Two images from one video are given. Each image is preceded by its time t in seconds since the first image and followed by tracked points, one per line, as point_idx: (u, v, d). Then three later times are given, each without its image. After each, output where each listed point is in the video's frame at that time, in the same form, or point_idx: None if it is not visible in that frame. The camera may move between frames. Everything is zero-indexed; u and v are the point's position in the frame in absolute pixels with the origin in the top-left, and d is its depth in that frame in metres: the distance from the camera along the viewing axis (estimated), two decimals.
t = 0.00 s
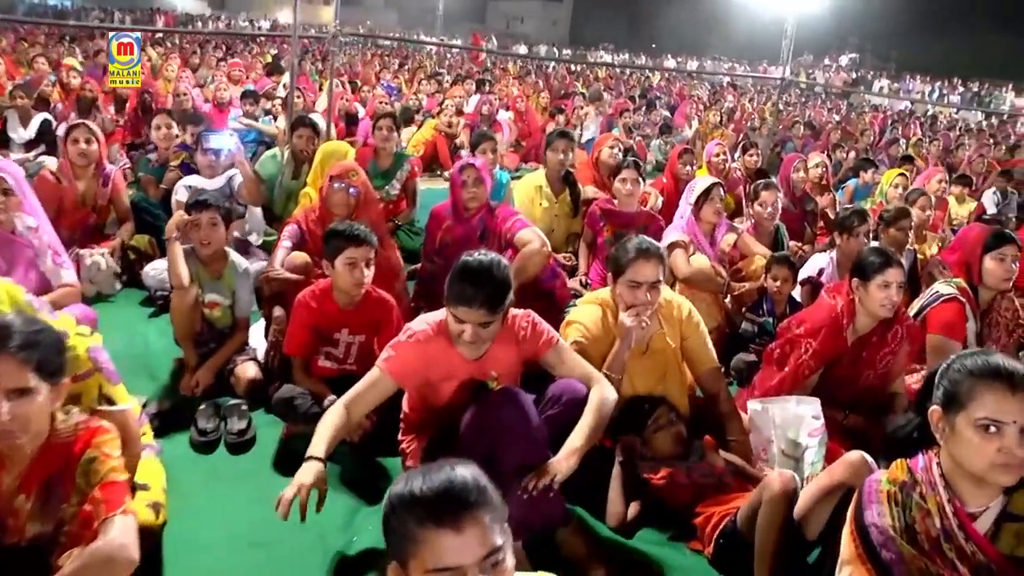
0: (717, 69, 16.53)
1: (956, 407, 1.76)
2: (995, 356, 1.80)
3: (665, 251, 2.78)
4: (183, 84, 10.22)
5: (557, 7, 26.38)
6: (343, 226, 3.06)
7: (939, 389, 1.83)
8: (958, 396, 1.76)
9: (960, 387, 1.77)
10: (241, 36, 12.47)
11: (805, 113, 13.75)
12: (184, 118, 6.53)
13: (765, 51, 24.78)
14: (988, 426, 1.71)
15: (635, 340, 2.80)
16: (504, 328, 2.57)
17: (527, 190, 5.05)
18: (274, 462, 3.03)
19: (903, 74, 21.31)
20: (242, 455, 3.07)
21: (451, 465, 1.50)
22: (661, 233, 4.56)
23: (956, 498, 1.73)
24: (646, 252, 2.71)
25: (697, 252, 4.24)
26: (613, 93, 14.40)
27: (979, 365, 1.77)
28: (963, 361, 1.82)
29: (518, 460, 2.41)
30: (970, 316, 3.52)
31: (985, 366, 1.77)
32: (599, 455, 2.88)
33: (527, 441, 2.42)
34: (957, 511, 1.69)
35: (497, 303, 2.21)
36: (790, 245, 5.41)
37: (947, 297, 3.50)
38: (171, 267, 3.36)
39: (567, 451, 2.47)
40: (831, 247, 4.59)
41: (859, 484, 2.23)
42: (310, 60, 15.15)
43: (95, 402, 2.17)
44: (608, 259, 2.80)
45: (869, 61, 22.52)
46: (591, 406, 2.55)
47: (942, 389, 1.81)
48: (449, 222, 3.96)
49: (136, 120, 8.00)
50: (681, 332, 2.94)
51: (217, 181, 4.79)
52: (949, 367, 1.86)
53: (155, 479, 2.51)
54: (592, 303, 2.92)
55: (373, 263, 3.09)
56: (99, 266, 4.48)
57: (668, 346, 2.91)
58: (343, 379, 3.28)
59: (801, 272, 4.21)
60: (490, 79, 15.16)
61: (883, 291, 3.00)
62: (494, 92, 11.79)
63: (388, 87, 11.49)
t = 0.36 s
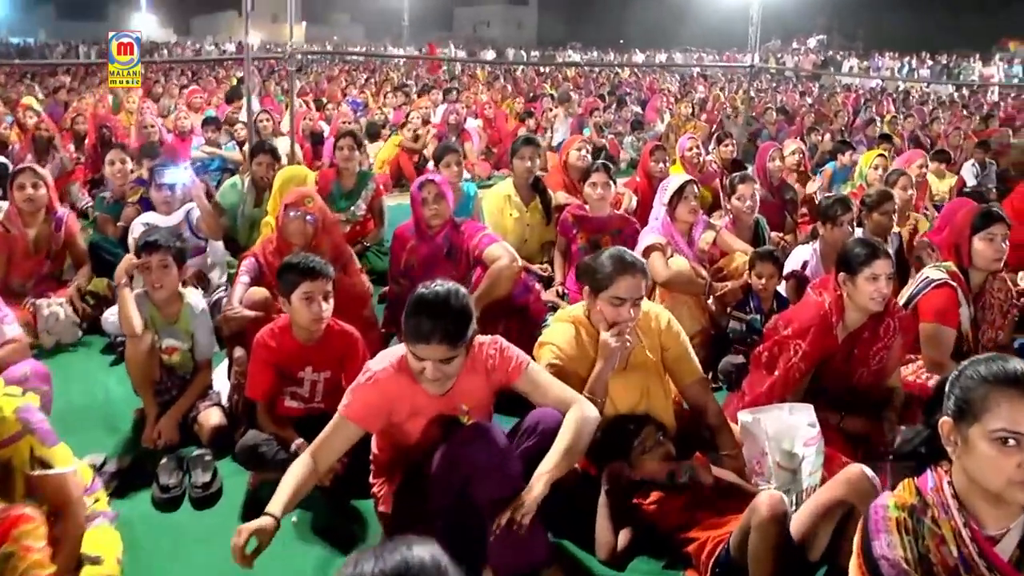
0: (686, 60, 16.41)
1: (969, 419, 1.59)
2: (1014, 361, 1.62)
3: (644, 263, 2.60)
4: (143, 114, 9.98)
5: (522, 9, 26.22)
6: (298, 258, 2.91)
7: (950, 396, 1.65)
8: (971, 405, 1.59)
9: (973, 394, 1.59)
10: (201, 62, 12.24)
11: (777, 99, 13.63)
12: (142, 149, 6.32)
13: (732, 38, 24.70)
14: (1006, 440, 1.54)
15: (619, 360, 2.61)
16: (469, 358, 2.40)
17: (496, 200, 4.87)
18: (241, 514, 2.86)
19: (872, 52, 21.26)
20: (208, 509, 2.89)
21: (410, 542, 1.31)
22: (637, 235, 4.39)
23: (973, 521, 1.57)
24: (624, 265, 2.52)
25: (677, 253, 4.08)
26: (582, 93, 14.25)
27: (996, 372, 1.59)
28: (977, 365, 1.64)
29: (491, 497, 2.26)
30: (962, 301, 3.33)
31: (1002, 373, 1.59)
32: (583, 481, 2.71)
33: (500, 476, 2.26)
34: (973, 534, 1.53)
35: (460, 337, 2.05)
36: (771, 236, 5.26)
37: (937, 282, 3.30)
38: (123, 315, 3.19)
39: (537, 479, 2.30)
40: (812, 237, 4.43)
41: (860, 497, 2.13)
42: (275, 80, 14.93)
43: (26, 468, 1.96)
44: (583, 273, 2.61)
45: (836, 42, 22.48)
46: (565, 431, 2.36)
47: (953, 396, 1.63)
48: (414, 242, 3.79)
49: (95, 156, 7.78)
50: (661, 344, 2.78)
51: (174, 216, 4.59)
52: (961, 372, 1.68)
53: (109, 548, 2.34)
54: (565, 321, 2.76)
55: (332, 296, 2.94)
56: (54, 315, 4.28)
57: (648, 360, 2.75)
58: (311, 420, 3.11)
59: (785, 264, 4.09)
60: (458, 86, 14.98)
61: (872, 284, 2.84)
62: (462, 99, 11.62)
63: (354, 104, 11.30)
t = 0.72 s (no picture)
0: (666, 63, 16.27)
1: (980, 463, 1.48)
2: None
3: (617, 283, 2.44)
4: (113, 129, 9.75)
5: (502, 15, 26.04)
6: (254, 286, 2.76)
7: (959, 435, 1.55)
8: (982, 447, 1.48)
9: (986, 435, 1.48)
10: (173, 75, 12.01)
11: (758, 101, 13.50)
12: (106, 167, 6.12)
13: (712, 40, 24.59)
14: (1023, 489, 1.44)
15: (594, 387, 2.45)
16: (428, 392, 2.27)
17: (469, 214, 4.71)
18: (198, 559, 2.69)
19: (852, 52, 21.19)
20: (161, 555, 2.71)
21: None
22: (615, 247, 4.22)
23: (984, 572, 1.49)
24: (597, 286, 2.36)
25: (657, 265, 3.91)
26: (561, 99, 14.08)
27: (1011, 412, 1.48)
28: (987, 401, 1.54)
29: (457, 543, 2.12)
30: (955, 312, 3.17)
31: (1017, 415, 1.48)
32: (558, 519, 2.54)
33: (465, 519, 2.13)
34: None
35: (411, 375, 1.96)
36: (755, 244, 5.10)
37: (927, 293, 3.13)
38: (71, 349, 3.00)
39: (503, 523, 2.15)
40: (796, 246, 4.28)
41: (856, 534, 2.05)
42: (250, 93, 14.70)
43: None
44: (552, 295, 2.45)
45: (816, 43, 22.41)
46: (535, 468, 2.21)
47: (963, 435, 1.53)
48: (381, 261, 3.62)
49: (60, 174, 7.56)
50: (639, 368, 2.62)
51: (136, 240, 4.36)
52: (974, 407, 1.58)
53: None
54: (535, 346, 2.59)
55: (288, 325, 2.78)
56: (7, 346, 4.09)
57: (626, 385, 2.60)
58: (272, 455, 2.93)
59: (769, 276, 3.92)
60: (436, 94, 14.78)
61: (862, 299, 2.69)
62: (440, 108, 11.44)
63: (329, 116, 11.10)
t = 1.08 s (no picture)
0: (650, 67, 16.15)
1: (987, 517, 1.44)
2: None
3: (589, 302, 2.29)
4: (85, 135, 9.54)
5: (487, 19, 25.92)
6: (206, 305, 2.60)
7: (965, 484, 1.50)
8: (993, 497, 1.42)
9: (995, 484, 1.43)
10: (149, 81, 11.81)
11: (743, 105, 13.38)
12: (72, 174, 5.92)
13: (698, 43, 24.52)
14: None
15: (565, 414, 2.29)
16: (384, 422, 2.12)
17: (443, 222, 4.54)
18: None
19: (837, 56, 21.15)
20: None
21: None
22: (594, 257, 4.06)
23: None
24: (566, 306, 2.21)
25: (639, 276, 3.75)
26: (544, 104, 13.93)
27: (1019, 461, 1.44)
28: (994, 450, 1.49)
29: None
30: (948, 326, 3.00)
31: None
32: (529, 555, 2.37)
33: (423, 558, 1.98)
34: None
35: (350, 405, 1.89)
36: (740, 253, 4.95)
37: (919, 307, 2.96)
38: (11, 372, 2.81)
39: (465, 566, 1.98)
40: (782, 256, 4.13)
41: None
42: (229, 99, 14.49)
43: None
44: (520, 316, 2.29)
45: (800, 46, 22.36)
46: (499, 501, 2.05)
47: (970, 485, 1.48)
48: (348, 274, 3.46)
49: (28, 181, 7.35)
50: (614, 392, 2.46)
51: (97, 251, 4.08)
52: (980, 454, 1.52)
53: None
54: (504, 368, 2.42)
55: (241, 347, 2.61)
56: None
57: (600, 411, 2.43)
58: (227, 483, 2.74)
59: (754, 287, 3.76)
60: (418, 99, 14.60)
61: (853, 316, 2.53)
62: (421, 113, 11.27)
63: (308, 122, 10.92)
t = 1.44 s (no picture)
0: (635, 67, 15.99)
1: (1004, 574, 1.60)
2: None
3: (559, 318, 2.14)
4: (56, 137, 9.33)
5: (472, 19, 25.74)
6: (153, 322, 2.43)
7: (980, 540, 1.65)
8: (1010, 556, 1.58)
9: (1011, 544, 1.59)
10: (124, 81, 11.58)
11: (729, 105, 13.24)
12: (38, 177, 5.71)
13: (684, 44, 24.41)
14: None
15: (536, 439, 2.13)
16: (341, 449, 1.97)
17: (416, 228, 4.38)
18: None
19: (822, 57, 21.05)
20: None
21: None
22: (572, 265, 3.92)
23: None
24: (537, 323, 2.05)
25: (619, 286, 3.60)
26: (527, 104, 13.76)
27: None
28: (1011, 505, 1.63)
29: None
30: (942, 338, 2.85)
31: None
32: None
33: None
34: None
35: (264, 411, 1.79)
36: (724, 258, 4.80)
37: (911, 318, 2.81)
38: None
39: None
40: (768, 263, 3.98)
41: None
42: (207, 100, 14.27)
43: None
44: (488, 334, 2.14)
45: (785, 46, 22.26)
46: (460, 537, 1.89)
47: (986, 542, 1.63)
48: (314, 285, 3.30)
49: None
50: (590, 413, 2.30)
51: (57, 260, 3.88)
52: (992, 510, 1.67)
53: None
54: (471, 389, 2.27)
55: (191, 367, 2.45)
56: None
57: (575, 434, 2.27)
58: (180, 510, 2.57)
59: (739, 295, 3.60)
60: (401, 99, 14.41)
61: (843, 331, 2.38)
62: (402, 114, 11.09)
63: (286, 123, 10.73)
